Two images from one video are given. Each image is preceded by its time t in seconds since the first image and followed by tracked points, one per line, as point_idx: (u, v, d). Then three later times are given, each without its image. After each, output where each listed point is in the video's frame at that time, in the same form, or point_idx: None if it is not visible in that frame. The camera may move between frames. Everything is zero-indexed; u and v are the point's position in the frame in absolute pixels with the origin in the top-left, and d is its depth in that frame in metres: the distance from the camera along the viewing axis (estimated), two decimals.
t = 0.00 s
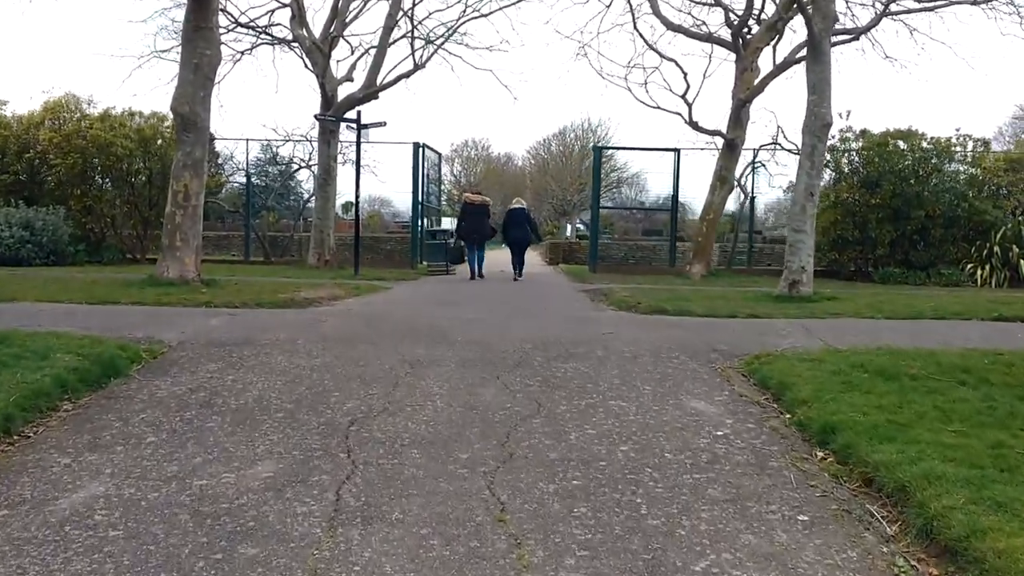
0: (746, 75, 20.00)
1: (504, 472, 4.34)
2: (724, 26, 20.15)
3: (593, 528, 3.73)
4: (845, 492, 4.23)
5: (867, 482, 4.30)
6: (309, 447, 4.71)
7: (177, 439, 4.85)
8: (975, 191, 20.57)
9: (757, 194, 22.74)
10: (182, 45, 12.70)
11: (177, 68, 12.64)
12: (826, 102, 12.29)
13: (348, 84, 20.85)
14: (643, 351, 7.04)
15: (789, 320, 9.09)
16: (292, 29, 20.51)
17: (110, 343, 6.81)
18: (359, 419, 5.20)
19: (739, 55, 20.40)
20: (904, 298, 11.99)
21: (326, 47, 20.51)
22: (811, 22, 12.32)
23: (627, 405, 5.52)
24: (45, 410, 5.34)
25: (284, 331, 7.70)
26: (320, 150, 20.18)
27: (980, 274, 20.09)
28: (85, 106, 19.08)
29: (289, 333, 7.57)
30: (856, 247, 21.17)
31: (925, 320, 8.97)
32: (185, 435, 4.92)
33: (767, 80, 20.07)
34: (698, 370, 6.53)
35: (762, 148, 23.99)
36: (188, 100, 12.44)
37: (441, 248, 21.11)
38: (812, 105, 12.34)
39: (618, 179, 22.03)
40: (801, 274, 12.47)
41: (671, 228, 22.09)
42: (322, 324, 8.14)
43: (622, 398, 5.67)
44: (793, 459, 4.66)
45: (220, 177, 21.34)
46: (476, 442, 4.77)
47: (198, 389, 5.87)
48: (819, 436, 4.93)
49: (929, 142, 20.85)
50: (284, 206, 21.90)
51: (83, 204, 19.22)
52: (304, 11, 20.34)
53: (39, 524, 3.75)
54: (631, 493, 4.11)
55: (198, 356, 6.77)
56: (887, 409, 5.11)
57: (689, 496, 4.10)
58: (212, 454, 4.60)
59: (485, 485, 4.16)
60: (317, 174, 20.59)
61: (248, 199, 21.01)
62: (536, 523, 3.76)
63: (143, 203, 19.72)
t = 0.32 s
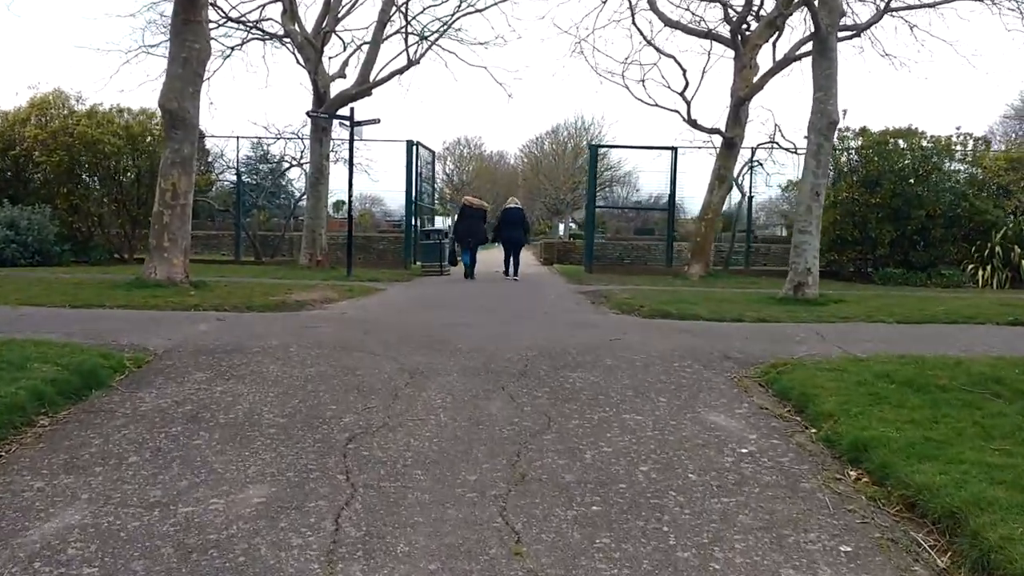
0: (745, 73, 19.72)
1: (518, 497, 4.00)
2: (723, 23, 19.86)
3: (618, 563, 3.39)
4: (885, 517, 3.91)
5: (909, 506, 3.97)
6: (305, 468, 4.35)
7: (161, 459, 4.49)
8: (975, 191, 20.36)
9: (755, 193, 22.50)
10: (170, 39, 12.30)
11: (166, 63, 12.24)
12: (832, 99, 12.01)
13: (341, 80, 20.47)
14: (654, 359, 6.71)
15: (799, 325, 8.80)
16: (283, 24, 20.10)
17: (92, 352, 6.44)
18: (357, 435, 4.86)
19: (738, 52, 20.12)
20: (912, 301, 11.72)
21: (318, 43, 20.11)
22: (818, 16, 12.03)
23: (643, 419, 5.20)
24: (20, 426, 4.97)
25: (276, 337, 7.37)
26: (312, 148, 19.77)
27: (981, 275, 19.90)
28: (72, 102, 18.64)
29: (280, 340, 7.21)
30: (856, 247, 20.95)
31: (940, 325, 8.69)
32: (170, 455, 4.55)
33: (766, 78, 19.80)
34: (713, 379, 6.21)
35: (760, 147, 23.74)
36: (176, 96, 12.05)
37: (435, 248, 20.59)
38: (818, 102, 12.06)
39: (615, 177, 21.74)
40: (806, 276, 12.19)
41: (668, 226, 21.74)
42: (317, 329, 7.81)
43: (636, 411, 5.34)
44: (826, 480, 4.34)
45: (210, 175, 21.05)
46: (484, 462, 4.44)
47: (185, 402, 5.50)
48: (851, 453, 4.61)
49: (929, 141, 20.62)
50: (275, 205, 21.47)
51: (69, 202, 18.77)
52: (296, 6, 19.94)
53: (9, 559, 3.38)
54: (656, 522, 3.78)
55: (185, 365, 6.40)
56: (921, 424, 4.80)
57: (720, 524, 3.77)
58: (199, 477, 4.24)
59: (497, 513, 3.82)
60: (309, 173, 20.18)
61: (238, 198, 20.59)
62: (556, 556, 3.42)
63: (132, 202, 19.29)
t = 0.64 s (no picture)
0: (745, 68, 19.43)
1: (541, 523, 3.67)
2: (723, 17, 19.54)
3: None
4: (940, 544, 3.59)
5: (966, 530, 3.65)
6: (306, 489, 4.00)
7: (149, 479, 4.13)
8: (976, 188, 20.15)
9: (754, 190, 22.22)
10: (158, 29, 11.88)
11: (154, 54, 11.82)
12: (841, 94, 11.71)
13: (333, 74, 20.04)
14: (669, 365, 6.38)
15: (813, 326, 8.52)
16: (274, 15, 19.66)
17: (75, 358, 6.05)
18: (361, 452, 4.51)
19: (737, 46, 19.81)
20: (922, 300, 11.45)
21: (310, 35, 19.68)
22: (826, 9, 11.72)
23: (666, 432, 4.87)
24: None
25: (271, 341, 7.02)
26: (304, 142, 19.36)
27: (983, 273, 19.70)
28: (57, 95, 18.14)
29: (275, 344, 6.84)
30: (856, 244, 20.72)
31: (958, 326, 8.43)
32: (159, 474, 4.19)
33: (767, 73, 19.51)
34: (734, 387, 5.88)
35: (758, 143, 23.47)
36: (165, 88, 11.64)
37: (428, 245, 20.13)
38: (826, 97, 11.77)
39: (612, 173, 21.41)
40: (814, 275, 11.91)
41: (663, 222, 21.52)
42: (314, 332, 7.47)
43: (658, 423, 5.01)
44: (870, 501, 4.02)
45: (199, 170, 20.60)
46: (500, 482, 4.10)
47: (174, 414, 5.12)
48: (893, 471, 4.29)
49: (929, 137, 20.38)
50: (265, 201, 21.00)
51: (55, 197, 18.28)
52: None
53: None
54: (695, 551, 3.45)
55: (175, 372, 6.02)
56: (965, 439, 4.49)
57: (763, 554, 3.45)
58: (192, 500, 3.88)
59: (519, 542, 3.48)
60: (301, 168, 19.76)
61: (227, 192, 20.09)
62: None
63: (119, 196, 18.82)
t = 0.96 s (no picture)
0: (747, 64, 19.11)
1: (567, 560, 3.31)
2: (724, 12, 19.18)
3: None
4: None
5: None
6: (306, 520, 3.62)
7: (135, 508, 3.76)
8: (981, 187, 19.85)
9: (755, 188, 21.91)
10: (147, 22, 11.47)
11: (142, 48, 11.41)
12: (851, 90, 11.37)
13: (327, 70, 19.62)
14: (689, 376, 6.03)
15: (830, 332, 8.20)
16: (267, 10, 19.24)
17: (56, 369, 5.65)
18: (366, 476, 4.14)
19: (739, 42, 19.47)
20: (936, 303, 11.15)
21: (303, 30, 19.26)
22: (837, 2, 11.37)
23: (694, 452, 4.52)
24: None
25: (265, 348, 6.65)
26: (297, 140, 18.94)
27: (988, 273, 19.50)
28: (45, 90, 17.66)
29: (272, 353, 6.48)
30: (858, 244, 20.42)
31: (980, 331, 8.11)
32: (145, 503, 3.81)
33: (769, 70, 19.18)
34: (760, 401, 5.54)
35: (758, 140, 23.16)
36: (155, 83, 11.24)
37: (424, 245, 19.74)
38: (836, 93, 11.42)
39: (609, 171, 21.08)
40: (824, 277, 11.59)
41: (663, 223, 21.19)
42: (310, 339, 7.12)
43: (684, 442, 4.66)
44: (924, 531, 3.66)
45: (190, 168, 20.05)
46: (519, 511, 3.74)
47: (163, 432, 4.75)
48: (945, 496, 3.93)
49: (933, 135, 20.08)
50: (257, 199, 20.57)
51: (43, 196, 17.82)
52: None
53: None
54: None
55: (164, 385, 5.64)
56: (1020, 460, 4.15)
57: None
58: (182, 534, 3.50)
59: None
60: (294, 166, 19.35)
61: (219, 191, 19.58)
62: None
63: (108, 195, 18.36)
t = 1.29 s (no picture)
0: (750, 58, 18.77)
1: None
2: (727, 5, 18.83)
3: None
4: None
5: None
6: (301, 552, 3.27)
7: (112, 537, 3.39)
8: (986, 183, 19.56)
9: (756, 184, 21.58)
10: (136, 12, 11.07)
11: (132, 38, 11.02)
12: (863, 84, 11.04)
13: (322, 63, 19.22)
14: (707, 384, 5.69)
15: (847, 335, 7.87)
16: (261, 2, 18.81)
17: (32, 378, 5.27)
18: (366, 498, 3.79)
19: (742, 36, 19.12)
20: (949, 303, 10.84)
21: (298, 22, 18.85)
22: None
23: (720, 470, 4.19)
24: None
25: (258, 354, 6.30)
26: (292, 133, 18.55)
27: (994, 271, 19.30)
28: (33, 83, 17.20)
29: (264, 358, 6.13)
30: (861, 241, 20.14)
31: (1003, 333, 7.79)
32: (122, 531, 3.45)
33: (772, 64, 18.84)
34: (785, 411, 5.20)
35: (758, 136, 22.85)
36: (144, 74, 10.86)
37: (422, 242, 19.36)
38: (847, 87, 11.10)
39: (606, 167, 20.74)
40: (834, 275, 11.28)
41: (664, 221, 20.86)
42: (305, 343, 6.77)
43: (709, 459, 4.33)
44: (981, 561, 3.31)
45: (182, 164, 19.55)
46: (535, 541, 3.39)
47: (145, 447, 4.39)
48: (1000, 521, 3.59)
49: (937, 131, 19.79)
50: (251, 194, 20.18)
51: (31, 191, 17.38)
52: None
53: None
54: None
55: (149, 394, 5.27)
56: None
57: None
58: (163, 568, 3.15)
59: None
60: (288, 160, 18.94)
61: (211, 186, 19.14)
62: None
63: (97, 190, 17.91)
